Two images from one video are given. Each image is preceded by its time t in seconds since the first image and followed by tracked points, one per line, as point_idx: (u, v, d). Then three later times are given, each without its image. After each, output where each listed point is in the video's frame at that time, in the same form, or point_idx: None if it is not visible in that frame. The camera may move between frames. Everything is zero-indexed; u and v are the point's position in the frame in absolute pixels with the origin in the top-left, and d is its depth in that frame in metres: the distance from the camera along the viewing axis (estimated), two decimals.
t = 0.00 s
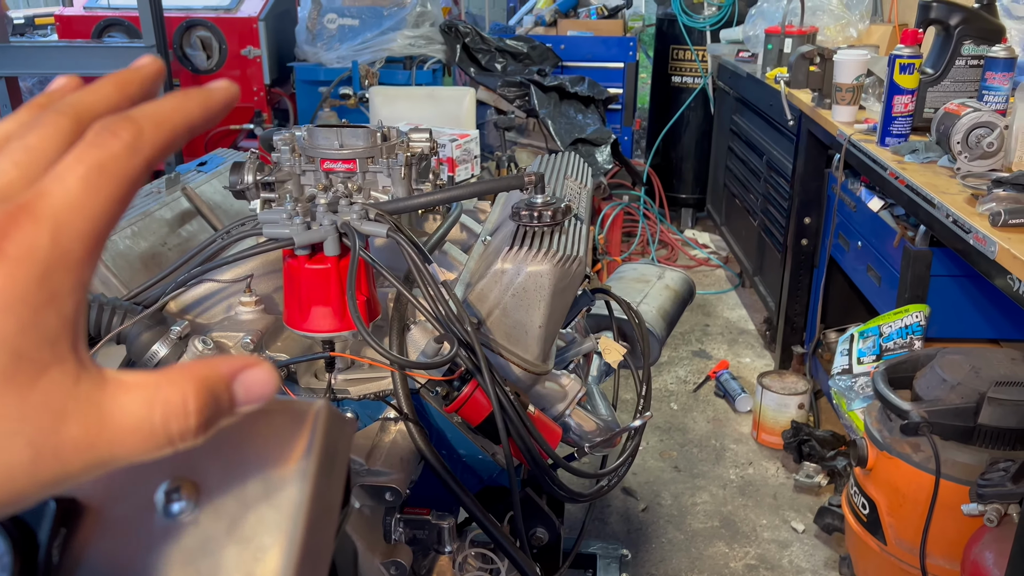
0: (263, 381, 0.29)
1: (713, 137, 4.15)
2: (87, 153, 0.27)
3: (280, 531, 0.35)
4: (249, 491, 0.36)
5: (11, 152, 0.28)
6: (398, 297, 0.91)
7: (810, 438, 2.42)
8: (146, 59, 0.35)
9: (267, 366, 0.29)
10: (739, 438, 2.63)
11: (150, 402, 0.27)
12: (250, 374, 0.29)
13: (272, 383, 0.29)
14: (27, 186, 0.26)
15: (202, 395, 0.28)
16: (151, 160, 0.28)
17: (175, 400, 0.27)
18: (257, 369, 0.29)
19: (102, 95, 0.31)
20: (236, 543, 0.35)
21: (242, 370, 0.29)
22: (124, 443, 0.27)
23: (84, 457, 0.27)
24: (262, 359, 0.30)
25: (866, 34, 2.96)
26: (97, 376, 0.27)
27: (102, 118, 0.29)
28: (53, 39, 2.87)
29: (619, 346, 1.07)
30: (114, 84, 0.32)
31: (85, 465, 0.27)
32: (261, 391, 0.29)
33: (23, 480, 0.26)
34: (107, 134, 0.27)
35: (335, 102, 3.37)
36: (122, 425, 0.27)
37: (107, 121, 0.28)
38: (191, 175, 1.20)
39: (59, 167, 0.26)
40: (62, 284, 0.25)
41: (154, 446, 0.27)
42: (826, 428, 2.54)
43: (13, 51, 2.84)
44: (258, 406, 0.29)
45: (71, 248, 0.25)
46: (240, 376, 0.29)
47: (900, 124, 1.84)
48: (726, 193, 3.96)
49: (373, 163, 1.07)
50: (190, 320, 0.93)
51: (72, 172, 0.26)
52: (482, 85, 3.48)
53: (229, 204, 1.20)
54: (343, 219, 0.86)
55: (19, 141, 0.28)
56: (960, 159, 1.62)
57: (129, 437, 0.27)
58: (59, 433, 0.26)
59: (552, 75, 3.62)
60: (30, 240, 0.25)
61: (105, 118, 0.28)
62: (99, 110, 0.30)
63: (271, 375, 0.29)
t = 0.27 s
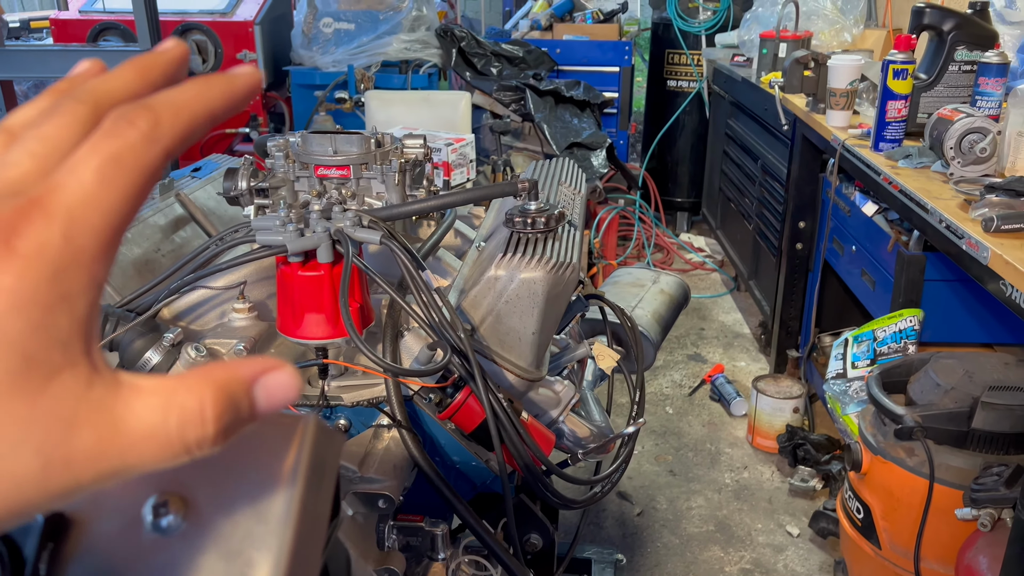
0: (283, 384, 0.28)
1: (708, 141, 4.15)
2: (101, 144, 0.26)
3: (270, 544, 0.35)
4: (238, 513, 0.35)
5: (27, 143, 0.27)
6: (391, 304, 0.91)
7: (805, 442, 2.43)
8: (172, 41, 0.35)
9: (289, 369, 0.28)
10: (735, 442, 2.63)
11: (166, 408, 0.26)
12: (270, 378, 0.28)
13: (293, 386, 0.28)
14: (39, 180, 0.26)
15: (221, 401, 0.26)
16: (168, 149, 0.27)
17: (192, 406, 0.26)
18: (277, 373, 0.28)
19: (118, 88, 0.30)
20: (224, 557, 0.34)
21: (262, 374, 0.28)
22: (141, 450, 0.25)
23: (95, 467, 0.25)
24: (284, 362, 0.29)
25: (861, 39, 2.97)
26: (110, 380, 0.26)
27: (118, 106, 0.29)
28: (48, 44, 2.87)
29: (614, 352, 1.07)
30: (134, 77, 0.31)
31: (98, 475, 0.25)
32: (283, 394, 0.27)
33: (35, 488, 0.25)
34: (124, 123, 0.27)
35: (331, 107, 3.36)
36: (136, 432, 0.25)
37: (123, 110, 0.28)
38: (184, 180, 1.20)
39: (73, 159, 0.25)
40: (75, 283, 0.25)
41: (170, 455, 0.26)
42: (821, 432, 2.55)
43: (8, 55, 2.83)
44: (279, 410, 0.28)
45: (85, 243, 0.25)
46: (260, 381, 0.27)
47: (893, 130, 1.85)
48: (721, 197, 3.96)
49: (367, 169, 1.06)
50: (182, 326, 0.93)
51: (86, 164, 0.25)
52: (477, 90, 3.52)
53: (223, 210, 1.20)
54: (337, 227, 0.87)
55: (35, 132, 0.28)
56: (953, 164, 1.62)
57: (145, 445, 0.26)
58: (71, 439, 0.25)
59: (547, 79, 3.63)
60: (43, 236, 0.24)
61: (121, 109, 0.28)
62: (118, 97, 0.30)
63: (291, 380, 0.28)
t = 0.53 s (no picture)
0: (280, 363, 0.25)
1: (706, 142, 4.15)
2: (97, 127, 0.23)
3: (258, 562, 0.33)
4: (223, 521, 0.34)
5: (24, 127, 0.25)
6: (387, 308, 0.90)
7: (803, 444, 2.43)
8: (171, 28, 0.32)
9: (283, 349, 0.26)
10: (733, 443, 2.63)
11: (160, 390, 0.23)
12: (261, 356, 0.25)
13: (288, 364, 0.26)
14: (34, 162, 0.23)
15: (214, 381, 0.24)
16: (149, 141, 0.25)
17: (187, 386, 0.24)
18: (271, 352, 0.25)
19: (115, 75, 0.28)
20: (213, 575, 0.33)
21: (253, 352, 0.25)
22: (135, 434, 0.23)
23: (89, 449, 0.23)
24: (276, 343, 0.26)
25: (858, 39, 2.97)
26: (98, 368, 0.23)
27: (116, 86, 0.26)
28: (45, 45, 2.86)
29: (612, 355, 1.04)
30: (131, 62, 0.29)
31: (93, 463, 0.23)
32: (281, 373, 0.25)
33: (24, 476, 0.22)
34: (120, 106, 0.24)
35: (328, 107, 3.36)
36: (134, 415, 0.23)
37: (121, 91, 0.25)
38: (177, 182, 1.19)
39: (67, 143, 0.23)
40: (67, 265, 0.22)
41: (166, 438, 0.23)
42: (819, 434, 2.54)
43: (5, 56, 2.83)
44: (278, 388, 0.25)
45: (79, 225, 0.22)
46: (256, 360, 0.25)
47: (892, 131, 1.84)
48: (719, 197, 3.96)
49: (363, 172, 1.06)
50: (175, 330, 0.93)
51: (81, 148, 0.23)
52: (476, 90, 3.50)
53: (217, 212, 1.19)
54: (332, 230, 0.86)
55: (27, 119, 0.25)
56: (952, 166, 1.62)
57: (140, 432, 0.23)
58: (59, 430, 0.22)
59: (545, 80, 3.62)
60: (35, 219, 0.22)
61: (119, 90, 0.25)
62: (117, 78, 0.27)
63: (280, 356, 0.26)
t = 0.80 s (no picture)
0: (225, 374, 0.29)
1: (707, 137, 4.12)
2: (48, 141, 0.27)
3: None
4: (192, 514, 0.38)
5: None
6: (382, 310, 0.87)
7: (805, 443, 2.41)
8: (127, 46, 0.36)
9: (228, 359, 0.29)
10: (734, 442, 2.60)
11: (103, 397, 0.27)
12: (208, 367, 0.29)
13: (232, 376, 0.29)
14: None
15: (158, 387, 0.28)
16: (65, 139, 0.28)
17: (130, 395, 0.27)
18: (217, 363, 0.29)
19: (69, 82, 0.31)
20: None
21: (201, 362, 0.29)
22: (77, 439, 0.27)
23: (31, 456, 0.27)
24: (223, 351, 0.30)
25: (862, 35, 2.94)
26: (50, 371, 0.28)
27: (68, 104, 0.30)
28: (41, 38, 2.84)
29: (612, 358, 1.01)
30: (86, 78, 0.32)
31: (40, 456, 0.27)
32: (224, 384, 0.29)
33: None
34: (71, 120, 0.28)
35: (327, 102, 3.35)
36: (73, 421, 0.27)
37: (72, 108, 0.29)
38: (170, 179, 1.17)
39: (19, 154, 0.27)
40: (17, 270, 0.26)
41: (109, 443, 0.27)
42: (821, 433, 2.52)
43: None
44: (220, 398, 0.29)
45: (28, 234, 0.26)
46: (201, 370, 0.29)
47: (897, 128, 1.82)
48: (721, 194, 3.94)
49: (358, 169, 1.03)
50: (166, 331, 0.90)
51: (31, 158, 0.27)
52: (476, 86, 3.47)
53: (211, 209, 1.16)
54: (325, 229, 0.83)
55: None
56: (959, 163, 1.59)
57: (87, 433, 0.27)
58: (7, 430, 0.27)
59: (546, 75, 3.59)
60: None
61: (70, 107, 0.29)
62: (69, 92, 0.31)
63: (229, 370, 0.29)
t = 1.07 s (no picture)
0: (162, 393, 0.33)
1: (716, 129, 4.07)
2: None
3: None
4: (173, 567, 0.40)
5: None
6: (387, 311, 0.83)
7: (816, 442, 2.36)
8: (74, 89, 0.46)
9: (166, 379, 0.33)
10: (743, 440, 2.56)
11: (44, 420, 0.30)
12: (150, 387, 0.32)
13: (169, 396, 0.33)
14: None
15: (96, 408, 0.31)
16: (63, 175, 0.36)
17: (71, 416, 0.30)
18: (156, 383, 0.33)
19: (95, 129, 0.39)
20: None
21: (143, 383, 0.32)
22: (22, 459, 0.30)
23: None
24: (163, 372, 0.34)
25: (876, 25, 2.89)
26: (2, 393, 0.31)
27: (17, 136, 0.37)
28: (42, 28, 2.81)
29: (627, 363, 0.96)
30: (117, 130, 0.40)
31: None
32: (162, 401, 0.32)
33: None
34: (21, 150, 0.35)
35: (331, 93, 3.30)
36: (12, 441, 0.30)
37: (22, 139, 0.36)
38: (168, 173, 1.13)
39: None
40: None
41: (49, 461, 0.30)
42: (832, 431, 2.48)
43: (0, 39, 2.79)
44: (159, 416, 0.33)
45: None
46: (140, 388, 0.32)
47: (916, 120, 1.77)
48: (730, 187, 3.89)
49: (363, 162, 0.98)
50: (162, 333, 0.86)
51: None
52: (482, 77, 3.42)
53: (209, 203, 1.12)
54: (328, 227, 0.79)
55: None
56: (980, 157, 1.54)
57: (30, 455, 0.30)
58: None
59: (553, 65, 3.53)
60: None
61: (18, 138, 0.36)
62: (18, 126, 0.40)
63: (169, 390, 0.33)
